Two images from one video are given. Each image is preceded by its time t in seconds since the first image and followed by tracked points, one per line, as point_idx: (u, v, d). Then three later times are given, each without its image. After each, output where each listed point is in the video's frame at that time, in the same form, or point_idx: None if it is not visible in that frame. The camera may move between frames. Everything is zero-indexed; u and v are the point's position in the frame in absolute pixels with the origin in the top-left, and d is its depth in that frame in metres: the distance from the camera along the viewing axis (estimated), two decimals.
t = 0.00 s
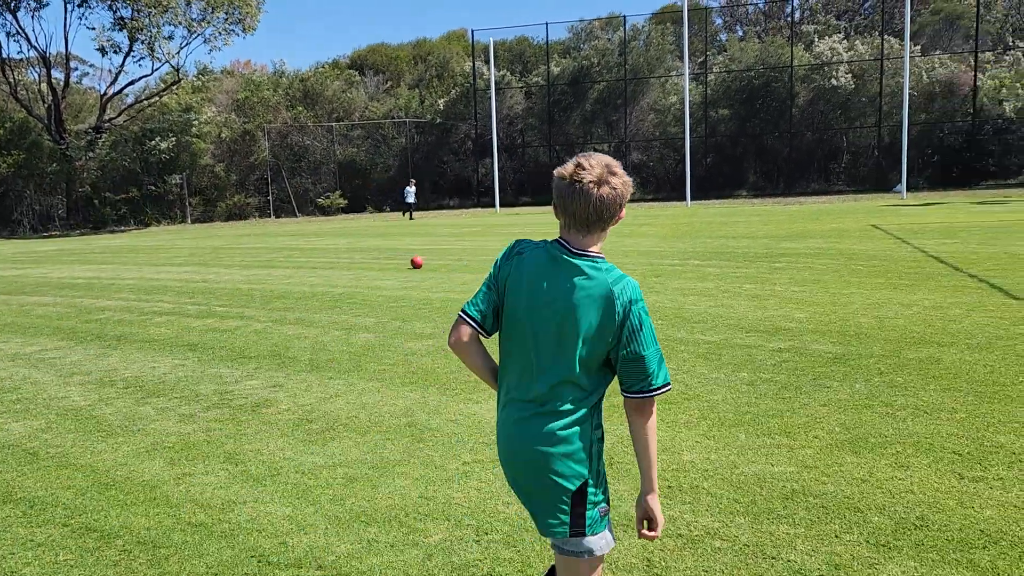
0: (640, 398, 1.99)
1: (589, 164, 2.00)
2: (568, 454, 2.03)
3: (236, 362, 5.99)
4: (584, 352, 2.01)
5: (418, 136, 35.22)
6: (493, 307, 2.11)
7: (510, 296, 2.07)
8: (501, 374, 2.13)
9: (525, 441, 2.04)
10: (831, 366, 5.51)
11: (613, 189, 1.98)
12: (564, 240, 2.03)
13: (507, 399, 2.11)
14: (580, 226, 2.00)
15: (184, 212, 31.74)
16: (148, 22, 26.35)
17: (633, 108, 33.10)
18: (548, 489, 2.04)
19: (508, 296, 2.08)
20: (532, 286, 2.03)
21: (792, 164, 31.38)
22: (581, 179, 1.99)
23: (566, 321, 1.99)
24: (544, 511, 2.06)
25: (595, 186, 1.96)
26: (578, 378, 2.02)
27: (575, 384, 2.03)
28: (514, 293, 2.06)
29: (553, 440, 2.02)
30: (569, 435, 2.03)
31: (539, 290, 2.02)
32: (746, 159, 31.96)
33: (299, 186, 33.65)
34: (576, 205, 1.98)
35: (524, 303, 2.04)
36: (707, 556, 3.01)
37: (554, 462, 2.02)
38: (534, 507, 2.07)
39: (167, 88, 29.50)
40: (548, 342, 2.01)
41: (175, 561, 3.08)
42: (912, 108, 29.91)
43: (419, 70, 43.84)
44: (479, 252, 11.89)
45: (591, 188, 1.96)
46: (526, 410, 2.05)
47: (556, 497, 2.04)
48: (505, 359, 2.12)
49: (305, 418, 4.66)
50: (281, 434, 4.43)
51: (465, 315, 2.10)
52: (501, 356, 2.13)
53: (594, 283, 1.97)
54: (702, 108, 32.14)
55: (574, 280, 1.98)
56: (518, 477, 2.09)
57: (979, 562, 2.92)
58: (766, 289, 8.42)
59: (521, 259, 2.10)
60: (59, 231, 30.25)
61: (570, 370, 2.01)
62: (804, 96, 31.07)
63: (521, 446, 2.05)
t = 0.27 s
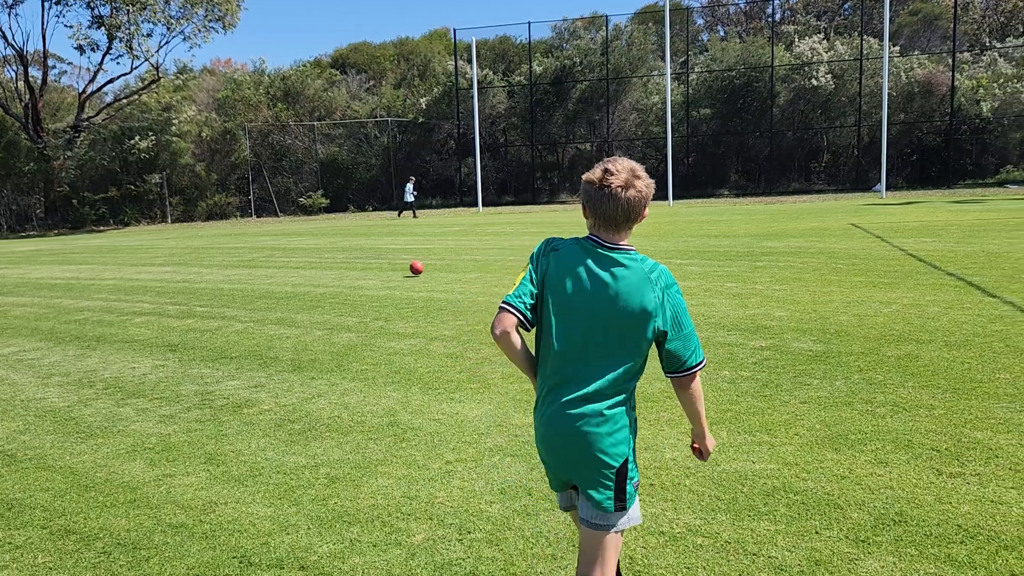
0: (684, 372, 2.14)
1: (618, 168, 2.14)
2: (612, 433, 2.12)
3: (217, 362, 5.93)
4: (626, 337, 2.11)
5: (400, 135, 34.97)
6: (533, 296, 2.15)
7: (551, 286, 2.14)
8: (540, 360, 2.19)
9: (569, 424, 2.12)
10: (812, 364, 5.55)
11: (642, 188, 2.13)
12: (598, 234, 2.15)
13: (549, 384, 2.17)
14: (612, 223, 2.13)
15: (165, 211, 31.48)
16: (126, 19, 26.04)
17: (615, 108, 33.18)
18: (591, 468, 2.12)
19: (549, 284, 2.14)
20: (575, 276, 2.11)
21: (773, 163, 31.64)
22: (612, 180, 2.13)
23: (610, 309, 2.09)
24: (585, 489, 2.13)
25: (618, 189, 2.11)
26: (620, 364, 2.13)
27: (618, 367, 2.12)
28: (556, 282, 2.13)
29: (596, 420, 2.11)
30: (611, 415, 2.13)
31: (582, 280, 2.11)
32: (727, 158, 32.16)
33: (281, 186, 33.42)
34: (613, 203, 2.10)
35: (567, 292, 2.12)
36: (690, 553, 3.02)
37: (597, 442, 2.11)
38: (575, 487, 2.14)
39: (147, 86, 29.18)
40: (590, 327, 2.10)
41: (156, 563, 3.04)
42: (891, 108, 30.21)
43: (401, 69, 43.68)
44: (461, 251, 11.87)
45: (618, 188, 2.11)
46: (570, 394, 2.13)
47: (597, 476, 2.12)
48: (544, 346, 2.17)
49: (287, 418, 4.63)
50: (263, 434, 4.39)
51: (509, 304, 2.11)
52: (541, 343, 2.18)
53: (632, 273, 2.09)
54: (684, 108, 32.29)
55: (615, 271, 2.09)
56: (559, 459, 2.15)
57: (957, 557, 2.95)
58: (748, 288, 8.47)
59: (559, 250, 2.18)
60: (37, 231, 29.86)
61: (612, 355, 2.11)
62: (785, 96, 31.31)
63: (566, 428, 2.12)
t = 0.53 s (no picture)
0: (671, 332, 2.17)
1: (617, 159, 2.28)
2: (635, 404, 2.28)
3: (203, 363, 5.89)
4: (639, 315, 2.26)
5: (387, 135, 34.91)
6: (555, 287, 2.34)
7: (568, 276, 2.31)
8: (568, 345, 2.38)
9: (596, 401, 2.30)
10: (798, 364, 5.59)
11: (643, 177, 2.27)
12: (607, 222, 2.30)
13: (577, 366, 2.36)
14: (619, 212, 2.28)
15: (149, 211, 31.25)
16: (110, 18, 25.81)
17: (602, 108, 33.26)
18: (621, 438, 2.30)
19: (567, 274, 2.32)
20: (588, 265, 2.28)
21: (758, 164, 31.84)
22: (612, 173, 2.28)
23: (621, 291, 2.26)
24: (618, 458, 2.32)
25: (618, 180, 2.25)
26: (637, 339, 2.26)
27: (634, 345, 2.26)
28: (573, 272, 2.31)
29: (620, 394, 2.28)
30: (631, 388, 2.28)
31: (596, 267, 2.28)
32: (713, 158, 32.30)
33: (267, 185, 33.25)
34: (615, 193, 2.25)
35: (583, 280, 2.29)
36: (677, 553, 3.03)
37: (623, 413, 2.28)
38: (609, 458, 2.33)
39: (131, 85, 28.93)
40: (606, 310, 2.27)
41: (141, 565, 3.01)
42: (876, 109, 30.45)
43: (388, 69, 43.57)
44: (448, 251, 11.85)
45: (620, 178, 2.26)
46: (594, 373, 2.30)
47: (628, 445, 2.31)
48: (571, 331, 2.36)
49: (273, 419, 4.60)
50: (249, 435, 4.36)
51: (535, 297, 2.33)
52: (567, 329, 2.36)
53: (637, 255, 2.24)
54: (670, 108, 32.41)
55: (622, 254, 2.24)
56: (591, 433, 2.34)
57: (942, 555, 2.98)
58: (735, 288, 8.52)
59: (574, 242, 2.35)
60: (19, 231, 29.52)
61: (627, 334, 2.26)
62: (770, 97, 31.49)
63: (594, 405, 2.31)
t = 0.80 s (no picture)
0: (666, 305, 2.30)
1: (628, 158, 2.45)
2: (642, 382, 2.39)
3: (190, 364, 5.84)
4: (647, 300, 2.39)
5: (375, 135, 34.83)
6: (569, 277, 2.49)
7: (580, 265, 2.47)
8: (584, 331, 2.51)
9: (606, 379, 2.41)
10: (786, 365, 5.61)
11: (654, 176, 2.43)
12: (620, 217, 2.47)
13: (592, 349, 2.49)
14: (631, 207, 2.44)
15: (136, 211, 31.06)
16: (97, 17, 25.63)
17: (591, 109, 33.33)
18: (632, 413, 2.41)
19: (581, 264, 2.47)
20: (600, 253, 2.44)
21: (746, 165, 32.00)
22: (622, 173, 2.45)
23: (629, 277, 2.39)
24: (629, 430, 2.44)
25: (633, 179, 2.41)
26: (644, 321, 2.40)
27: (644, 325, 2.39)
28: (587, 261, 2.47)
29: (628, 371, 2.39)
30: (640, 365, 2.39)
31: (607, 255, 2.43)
32: (702, 159, 32.42)
33: (255, 186, 33.05)
34: (628, 189, 2.40)
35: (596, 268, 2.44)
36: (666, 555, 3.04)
37: (633, 392, 2.39)
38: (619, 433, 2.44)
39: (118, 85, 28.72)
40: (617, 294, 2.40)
41: (128, 568, 2.98)
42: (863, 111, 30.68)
43: (376, 69, 43.48)
44: (437, 251, 11.83)
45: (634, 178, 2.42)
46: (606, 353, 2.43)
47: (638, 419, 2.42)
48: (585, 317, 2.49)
49: (261, 421, 4.57)
50: (237, 437, 4.34)
51: (552, 288, 2.49)
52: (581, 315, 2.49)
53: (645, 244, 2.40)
54: (659, 109, 32.51)
55: (631, 243, 2.40)
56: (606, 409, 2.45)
57: (929, 555, 3.00)
58: (723, 289, 8.55)
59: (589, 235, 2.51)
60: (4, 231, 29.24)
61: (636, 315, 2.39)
62: (758, 98, 31.65)
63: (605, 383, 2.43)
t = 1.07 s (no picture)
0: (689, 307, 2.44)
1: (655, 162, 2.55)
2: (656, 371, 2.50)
3: (179, 364, 5.81)
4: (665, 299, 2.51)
5: (366, 136, 34.74)
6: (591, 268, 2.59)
7: (603, 259, 2.57)
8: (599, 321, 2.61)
9: (622, 370, 2.51)
10: (775, 365, 5.64)
11: (675, 180, 2.55)
12: (642, 216, 2.57)
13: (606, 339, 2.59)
14: (653, 209, 2.55)
15: (125, 211, 30.89)
16: (85, 16, 25.45)
17: (581, 110, 33.35)
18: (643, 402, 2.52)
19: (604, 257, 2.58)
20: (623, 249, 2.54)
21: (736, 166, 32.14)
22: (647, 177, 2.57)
23: (649, 275, 2.50)
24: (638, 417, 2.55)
25: (657, 183, 2.54)
26: (662, 318, 2.51)
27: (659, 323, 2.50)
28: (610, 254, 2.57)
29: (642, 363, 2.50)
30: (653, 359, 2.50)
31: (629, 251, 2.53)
32: (692, 160, 32.51)
33: (244, 186, 32.90)
34: (651, 191, 2.51)
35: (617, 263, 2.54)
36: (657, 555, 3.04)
37: (648, 381, 2.50)
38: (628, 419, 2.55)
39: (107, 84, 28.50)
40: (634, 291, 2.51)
41: (116, 570, 2.96)
42: (852, 112, 30.88)
43: (366, 69, 43.40)
44: (427, 252, 11.82)
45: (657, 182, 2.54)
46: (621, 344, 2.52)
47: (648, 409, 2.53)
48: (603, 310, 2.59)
49: (250, 422, 4.55)
50: (226, 438, 4.31)
51: (577, 275, 2.58)
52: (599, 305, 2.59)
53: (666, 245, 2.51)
54: (649, 110, 32.59)
55: (652, 243, 2.51)
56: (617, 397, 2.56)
57: (917, 555, 3.03)
58: (713, 289, 8.58)
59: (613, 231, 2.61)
60: None
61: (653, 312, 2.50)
62: (748, 99, 31.79)
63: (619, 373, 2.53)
